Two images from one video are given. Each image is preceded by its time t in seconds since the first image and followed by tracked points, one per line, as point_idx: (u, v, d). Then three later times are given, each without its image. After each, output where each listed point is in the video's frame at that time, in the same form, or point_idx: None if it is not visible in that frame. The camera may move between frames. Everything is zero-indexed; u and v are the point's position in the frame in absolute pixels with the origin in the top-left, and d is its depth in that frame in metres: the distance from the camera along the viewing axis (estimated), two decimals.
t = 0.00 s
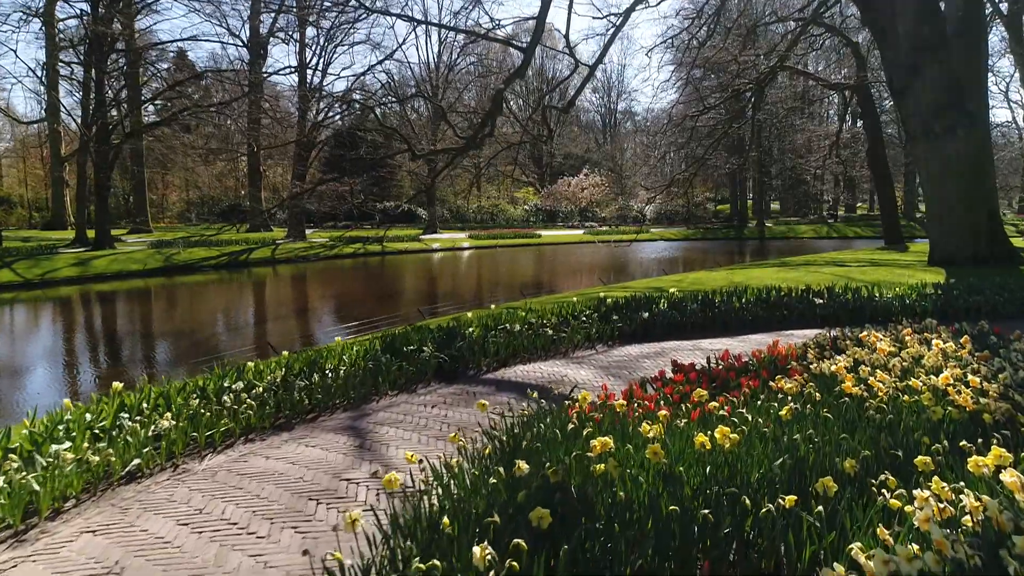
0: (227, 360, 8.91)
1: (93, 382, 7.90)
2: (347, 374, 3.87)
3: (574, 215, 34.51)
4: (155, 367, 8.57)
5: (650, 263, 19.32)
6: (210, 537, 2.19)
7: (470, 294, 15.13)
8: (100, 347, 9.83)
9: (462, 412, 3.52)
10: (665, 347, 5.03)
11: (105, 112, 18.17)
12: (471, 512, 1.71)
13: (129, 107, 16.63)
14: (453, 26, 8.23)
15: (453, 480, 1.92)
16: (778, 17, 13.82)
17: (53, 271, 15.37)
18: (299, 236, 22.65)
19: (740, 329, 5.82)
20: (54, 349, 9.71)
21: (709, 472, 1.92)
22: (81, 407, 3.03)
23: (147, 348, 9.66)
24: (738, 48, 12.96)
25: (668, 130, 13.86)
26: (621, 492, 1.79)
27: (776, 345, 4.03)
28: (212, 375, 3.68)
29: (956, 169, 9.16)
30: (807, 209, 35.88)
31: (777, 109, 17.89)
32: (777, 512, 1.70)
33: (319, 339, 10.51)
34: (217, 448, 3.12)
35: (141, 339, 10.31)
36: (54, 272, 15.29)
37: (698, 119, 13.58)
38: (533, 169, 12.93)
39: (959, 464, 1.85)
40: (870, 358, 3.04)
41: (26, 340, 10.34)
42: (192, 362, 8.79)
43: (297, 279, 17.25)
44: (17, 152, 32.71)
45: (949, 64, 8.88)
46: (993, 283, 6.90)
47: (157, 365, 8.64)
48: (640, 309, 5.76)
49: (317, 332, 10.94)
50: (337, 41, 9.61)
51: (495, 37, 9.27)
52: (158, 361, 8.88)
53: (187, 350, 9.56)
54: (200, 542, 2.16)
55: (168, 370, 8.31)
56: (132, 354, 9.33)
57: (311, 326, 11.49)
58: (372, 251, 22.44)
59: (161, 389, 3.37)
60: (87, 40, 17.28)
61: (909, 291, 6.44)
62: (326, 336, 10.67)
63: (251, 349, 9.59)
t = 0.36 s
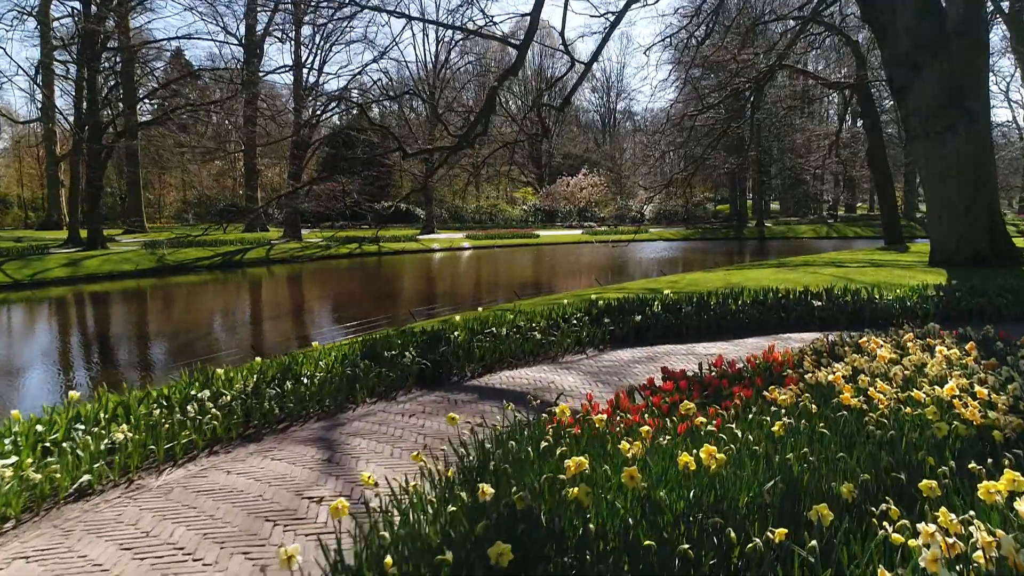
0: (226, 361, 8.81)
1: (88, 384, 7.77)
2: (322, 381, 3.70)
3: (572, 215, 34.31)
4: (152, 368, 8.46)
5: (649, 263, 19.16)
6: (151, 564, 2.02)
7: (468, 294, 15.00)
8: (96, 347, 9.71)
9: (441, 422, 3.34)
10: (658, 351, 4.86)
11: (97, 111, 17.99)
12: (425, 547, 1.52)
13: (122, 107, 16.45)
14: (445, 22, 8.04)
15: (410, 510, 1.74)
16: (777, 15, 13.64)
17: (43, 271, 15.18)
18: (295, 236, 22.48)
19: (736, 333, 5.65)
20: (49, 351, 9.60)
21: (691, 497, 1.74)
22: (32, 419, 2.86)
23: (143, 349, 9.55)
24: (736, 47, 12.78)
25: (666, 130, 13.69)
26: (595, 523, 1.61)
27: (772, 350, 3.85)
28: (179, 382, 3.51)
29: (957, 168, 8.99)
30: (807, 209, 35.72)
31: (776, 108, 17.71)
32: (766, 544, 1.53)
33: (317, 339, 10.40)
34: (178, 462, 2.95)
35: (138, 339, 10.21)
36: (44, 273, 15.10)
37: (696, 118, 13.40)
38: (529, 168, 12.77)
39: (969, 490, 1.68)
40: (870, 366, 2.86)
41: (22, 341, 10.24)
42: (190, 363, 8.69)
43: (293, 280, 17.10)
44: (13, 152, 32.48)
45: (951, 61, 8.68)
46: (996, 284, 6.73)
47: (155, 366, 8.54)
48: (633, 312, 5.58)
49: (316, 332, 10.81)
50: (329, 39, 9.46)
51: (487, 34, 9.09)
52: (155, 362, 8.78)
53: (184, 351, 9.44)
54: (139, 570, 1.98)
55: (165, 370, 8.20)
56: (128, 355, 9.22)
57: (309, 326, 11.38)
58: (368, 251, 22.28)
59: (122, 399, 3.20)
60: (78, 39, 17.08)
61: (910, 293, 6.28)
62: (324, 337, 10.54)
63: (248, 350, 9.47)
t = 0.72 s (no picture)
0: (222, 364, 8.65)
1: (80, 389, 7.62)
2: (296, 389, 3.52)
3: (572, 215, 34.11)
4: (148, 371, 8.33)
5: (648, 264, 18.98)
6: None
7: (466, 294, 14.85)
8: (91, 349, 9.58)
9: (420, 434, 3.16)
10: (651, 356, 4.68)
11: (89, 111, 17.80)
12: None
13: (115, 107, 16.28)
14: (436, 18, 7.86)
15: (361, 545, 1.55)
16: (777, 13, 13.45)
17: (33, 272, 15.00)
18: (291, 236, 22.29)
19: (734, 338, 5.46)
20: (45, 353, 9.46)
21: (679, 530, 1.56)
22: None
23: (139, 350, 9.44)
24: (735, 45, 12.60)
25: (665, 129, 13.50)
26: (567, 563, 1.43)
27: (771, 357, 3.67)
28: (145, 393, 3.32)
29: (960, 168, 8.82)
30: (807, 209, 35.53)
31: (776, 107, 17.52)
32: None
33: (315, 340, 10.24)
34: (134, 478, 2.76)
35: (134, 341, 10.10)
36: (35, 273, 14.92)
37: (695, 117, 13.22)
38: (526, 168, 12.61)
39: (990, 525, 1.49)
40: (875, 377, 2.68)
41: (19, 342, 10.10)
42: (187, 366, 8.56)
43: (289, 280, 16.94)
44: (9, 152, 32.28)
45: (953, 59, 8.49)
46: (1001, 286, 6.55)
47: (150, 369, 8.41)
48: (627, 315, 5.40)
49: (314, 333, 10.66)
50: (324, 37, 9.30)
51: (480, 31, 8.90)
52: (151, 365, 8.65)
53: (182, 353, 9.32)
54: None
55: (162, 373, 8.07)
56: (123, 357, 9.08)
57: (307, 327, 11.24)
58: (365, 251, 22.10)
59: (79, 411, 3.01)
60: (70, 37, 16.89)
61: (912, 295, 6.09)
62: (323, 338, 10.40)
63: (244, 352, 9.33)
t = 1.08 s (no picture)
0: (219, 367, 8.47)
1: (73, 394, 7.43)
2: (268, 399, 3.32)
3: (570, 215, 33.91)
4: (143, 375, 8.17)
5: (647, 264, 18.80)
6: None
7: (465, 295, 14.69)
8: (88, 351, 9.44)
9: (396, 449, 2.95)
10: (647, 363, 4.48)
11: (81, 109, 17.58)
12: None
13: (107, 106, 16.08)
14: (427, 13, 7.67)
15: None
16: (777, 11, 13.25)
17: (23, 273, 14.78)
18: (287, 236, 22.09)
19: (734, 343, 5.25)
20: (41, 353, 9.36)
21: None
22: None
23: (134, 353, 9.27)
24: (735, 43, 12.41)
25: (664, 128, 13.31)
26: None
27: (773, 365, 3.46)
28: (104, 404, 3.12)
29: (966, 166, 8.62)
30: (807, 209, 35.35)
31: (776, 106, 17.33)
32: None
33: (315, 342, 10.02)
34: (84, 499, 2.56)
35: (129, 343, 9.93)
36: (24, 274, 14.70)
37: (695, 116, 13.02)
38: (523, 167, 12.40)
39: None
40: (884, 391, 2.47)
41: (14, 343, 9.98)
42: (183, 369, 8.38)
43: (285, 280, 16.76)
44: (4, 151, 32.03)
45: (958, 54, 8.28)
46: (1009, 289, 6.35)
47: (146, 373, 8.24)
48: (622, 319, 5.19)
49: (313, 335, 10.43)
50: (321, 36, 9.14)
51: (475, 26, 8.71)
52: (146, 368, 8.48)
53: (179, 354, 9.18)
54: None
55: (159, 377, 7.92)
56: (118, 359, 8.93)
57: (307, 328, 11.00)
58: (362, 252, 21.92)
59: (28, 425, 2.80)
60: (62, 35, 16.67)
61: (917, 298, 5.89)
62: (322, 338, 10.24)
63: (241, 354, 9.14)
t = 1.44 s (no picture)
0: (216, 370, 8.26)
1: (56, 399, 7.20)
2: (238, 412, 3.10)
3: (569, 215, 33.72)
4: (139, 378, 7.98)
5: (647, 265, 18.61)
6: None
7: (463, 296, 14.51)
8: (81, 352, 9.29)
9: (373, 468, 2.74)
10: (644, 370, 4.26)
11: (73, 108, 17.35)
12: None
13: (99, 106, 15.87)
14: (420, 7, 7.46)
15: None
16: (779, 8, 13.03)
17: (12, 274, 14.55)
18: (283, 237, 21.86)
19: (735, 349, 5.02)
20: (36, 354, 9.27)
21: None
22: None
23: (129, 355, 9.10)
24: (735, 41, 12.20)
25: (662, 128, 13.11)
26: None
27: (777, 374, 3.24)
28: (60, 419, 2.91)
29: (971, 164, 8.42)
30: (807, 209, 35.19)
31: (776, 106, 17.13)
32: None
33: (313, 344, 9.81)
34: (24, 527, 2.34)
35: (123, 345, 9.75)
36: (14, 275, 14.47)
37: (695, 116, 12.82)
38: (520, 167, 12.18)
39: None
40: (901, 408, 2.25)
41: (10, 343, 9.90)
42: (179, 372, 8.19)
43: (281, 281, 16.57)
44: None
45: (962, 49, 8.06)
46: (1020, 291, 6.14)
47: (141, 376, 8.05)
48: (618, 323, 4.97)
49: (311, 337, 10.20)
50: (318, 35, 8.97)
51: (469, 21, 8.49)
52: (141, 370, 8.29)
53: (176, 356, 9.03)
54: None
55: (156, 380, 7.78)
56: (116, 360, 8.81)
57: (305, 330, 10.76)
58: (359, 252, 21.72)
59: None
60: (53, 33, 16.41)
61: (924, 300, 5.69)
62: (320, 339, 10.07)
63: (238, 357, 8.94)
